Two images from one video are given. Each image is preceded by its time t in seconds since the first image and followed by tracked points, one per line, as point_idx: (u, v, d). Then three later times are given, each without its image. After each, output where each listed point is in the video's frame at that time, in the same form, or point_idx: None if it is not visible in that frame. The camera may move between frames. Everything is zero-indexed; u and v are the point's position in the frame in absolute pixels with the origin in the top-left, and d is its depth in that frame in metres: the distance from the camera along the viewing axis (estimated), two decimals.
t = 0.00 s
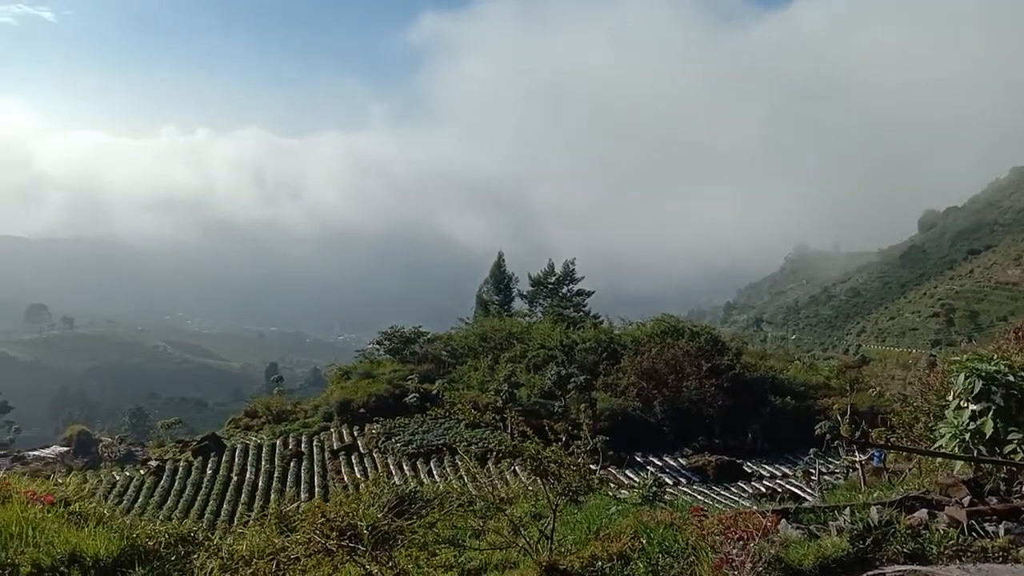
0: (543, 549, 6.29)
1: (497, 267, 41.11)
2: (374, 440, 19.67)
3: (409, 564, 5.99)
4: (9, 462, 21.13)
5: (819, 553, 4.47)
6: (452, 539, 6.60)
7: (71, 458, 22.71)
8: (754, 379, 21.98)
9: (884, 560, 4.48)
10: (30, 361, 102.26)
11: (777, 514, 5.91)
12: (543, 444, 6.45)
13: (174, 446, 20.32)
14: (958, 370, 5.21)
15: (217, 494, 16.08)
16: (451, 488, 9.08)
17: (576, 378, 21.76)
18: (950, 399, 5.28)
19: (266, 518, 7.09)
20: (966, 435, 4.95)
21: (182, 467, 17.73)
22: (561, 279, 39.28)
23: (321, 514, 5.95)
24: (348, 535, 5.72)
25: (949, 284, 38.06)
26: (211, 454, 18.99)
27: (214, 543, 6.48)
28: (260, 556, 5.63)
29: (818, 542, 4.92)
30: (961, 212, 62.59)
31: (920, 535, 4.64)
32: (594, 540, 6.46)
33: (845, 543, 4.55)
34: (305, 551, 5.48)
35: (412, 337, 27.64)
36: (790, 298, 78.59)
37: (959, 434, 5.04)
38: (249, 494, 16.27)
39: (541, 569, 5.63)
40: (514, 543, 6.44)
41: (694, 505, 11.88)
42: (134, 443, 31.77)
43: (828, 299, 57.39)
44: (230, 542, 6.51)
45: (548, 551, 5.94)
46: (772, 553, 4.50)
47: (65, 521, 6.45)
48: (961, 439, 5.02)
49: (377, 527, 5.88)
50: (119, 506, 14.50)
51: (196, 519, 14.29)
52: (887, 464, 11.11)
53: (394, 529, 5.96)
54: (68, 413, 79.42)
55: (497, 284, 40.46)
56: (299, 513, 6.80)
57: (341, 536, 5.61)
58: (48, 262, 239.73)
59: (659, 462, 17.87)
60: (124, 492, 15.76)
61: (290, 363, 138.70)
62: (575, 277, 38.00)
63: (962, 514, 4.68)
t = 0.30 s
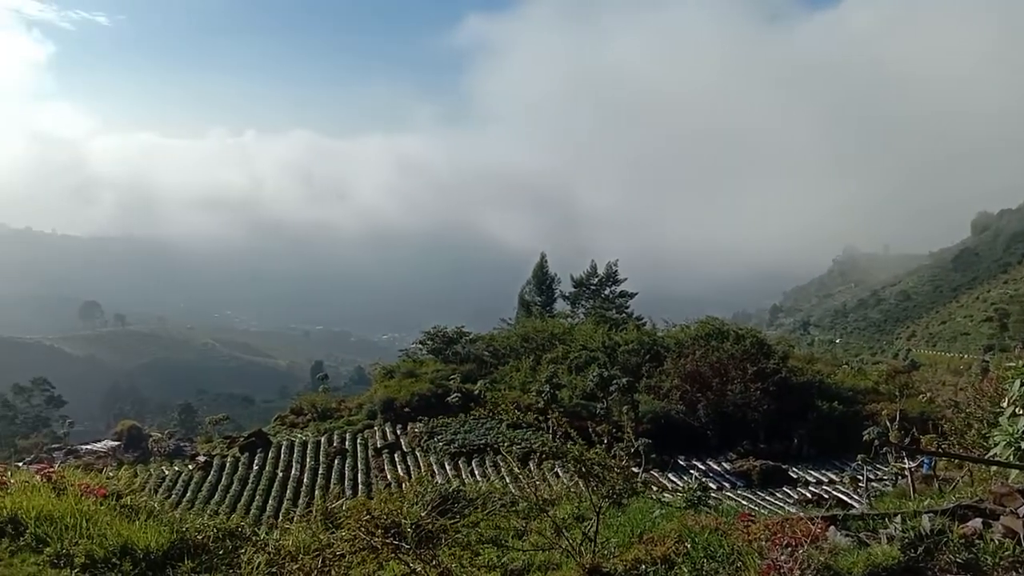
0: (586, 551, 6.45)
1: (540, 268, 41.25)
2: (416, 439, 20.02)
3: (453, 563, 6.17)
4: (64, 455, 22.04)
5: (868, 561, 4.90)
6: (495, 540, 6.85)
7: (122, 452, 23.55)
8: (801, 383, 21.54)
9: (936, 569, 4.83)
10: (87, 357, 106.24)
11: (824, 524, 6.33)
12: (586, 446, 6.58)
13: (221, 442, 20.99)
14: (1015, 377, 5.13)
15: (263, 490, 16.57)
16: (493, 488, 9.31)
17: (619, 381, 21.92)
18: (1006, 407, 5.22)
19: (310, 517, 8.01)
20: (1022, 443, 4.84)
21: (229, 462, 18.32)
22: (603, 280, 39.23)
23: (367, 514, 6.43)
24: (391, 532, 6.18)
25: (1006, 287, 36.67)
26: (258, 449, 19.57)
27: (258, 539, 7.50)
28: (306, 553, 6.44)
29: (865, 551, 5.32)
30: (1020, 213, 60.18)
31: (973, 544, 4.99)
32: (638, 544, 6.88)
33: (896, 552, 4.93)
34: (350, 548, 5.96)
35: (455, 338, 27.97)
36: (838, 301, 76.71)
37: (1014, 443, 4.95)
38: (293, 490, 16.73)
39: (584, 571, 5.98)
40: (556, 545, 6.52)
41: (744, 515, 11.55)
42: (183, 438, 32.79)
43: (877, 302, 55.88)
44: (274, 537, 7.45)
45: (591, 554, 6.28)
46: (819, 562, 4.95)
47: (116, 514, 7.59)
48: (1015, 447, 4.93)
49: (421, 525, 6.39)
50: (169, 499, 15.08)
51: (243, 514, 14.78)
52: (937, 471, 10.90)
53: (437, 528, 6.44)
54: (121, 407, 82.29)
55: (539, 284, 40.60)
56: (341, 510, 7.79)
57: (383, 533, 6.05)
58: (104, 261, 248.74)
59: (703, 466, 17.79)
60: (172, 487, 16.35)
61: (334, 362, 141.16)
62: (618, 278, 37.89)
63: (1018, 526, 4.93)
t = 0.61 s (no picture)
0: (626, 553, 6.53)
1: (579, 269, 41.30)
2: (456, 438, 20.30)
3: (491, 563, 6.30)
4: (114, 448, 22.90)
5: (915, 568, 5.16)
6: (534, 540, 6.99)
7: (168, 447, 24.31)
8: (846, 388, 21.15)
9: None
10: (138, 354, 109.73)
11: (869, 531, 7.21)
12: (628, 449, 6.66)
13: (264, 439, 21.58)
14: None
15: (304, 486, 17.03)
16: (533, 488, 9.43)
17: (659, 383, 22.01)
18: None
19: (351, 514, 8.38)
20: None
21: (272, 458, 18.82)
22: (643, 281, 39.07)
23: (407, 512, 6.65)
24: (431, 531, 6.40)
25: None
26: (300, 446, 20.10)
27: (298, 535, 7.85)
28: (345, 549, 6.61)
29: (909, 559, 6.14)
30: None
31: None
32: (679, 548, 7.02)
33: (944, 560, 5.14)
34: (391, 546, 6.19)
35: (494, 338, 28.21)
36: (884, 303, 74.75)
37: None
38: (334, 487, 17.16)
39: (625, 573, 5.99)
40: (596, 547, 6.62)
41: (788, 519, 11.40)
42: (228, 433, 33.75)
43: (926, 305, 54.35)
44: (314, 534, 7.85)
45: (631, 556, 6.34)
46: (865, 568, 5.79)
47: (161, 508, 7.99)
48: None
49: (460, 526, 6.59)
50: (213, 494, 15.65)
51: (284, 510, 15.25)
52: (987, 481, 10.69)
53: (476, 528, 6.66)
54: (169, 403, 84.77)
55: (578, 285, 40.65)
56: (381, 508, 8.16)
57: (422, 534, 6.24)
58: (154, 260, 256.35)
59: (744, 471, 17.64)
60: (217, 482, 16.90)
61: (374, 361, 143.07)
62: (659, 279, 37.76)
63: None
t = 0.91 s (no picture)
0: (662, 557, 6.61)
1: (615, 271, 41.25)
2: (490, 439, 20.51)
3: (525, 564, 6.50)
4: (157, 446, 23.63)
5: None
6: (568, 543, 7.04)
7: (207, 445, 24.95)
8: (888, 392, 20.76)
9: None
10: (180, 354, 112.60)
11: (911, 537, 7.58)
12: (663, 452, 6.76)
13: (302, 438, 22.06)
14: None
15: (341, 484, 17.43)
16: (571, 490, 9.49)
17: (695, 386, 21.93)
18: None
19: (387, 514, 8.61)
20: None
21: (309, 457, 19.25)
22: (680, 283, 38.85)
23: (443, 514, 7.10)
24: (466, 531, 6.77)
25: None
26: (337, 445, 20.52)
27: (334, 534, 8.13)
28: (380, 550, 6.94)
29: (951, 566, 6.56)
30: None
31: None
32: (716, 553, 7.10)
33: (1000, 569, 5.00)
34: (425, 547, 6.51)
35: (529, 339, 28.35)
36: (927, 307, 72.87)
37: None
38: (370, 486, 17.51)
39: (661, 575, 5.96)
40: (631, 551, 6.69)
41: (825, 524, 11.29)
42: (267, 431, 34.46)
43: (971, 308, 52.88)
44: (350, 533, 8.10)
45: (668, 560, 6.36)
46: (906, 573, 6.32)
47: (200, 505, 8.34)
48: None
49: (495, 526, 6.94)
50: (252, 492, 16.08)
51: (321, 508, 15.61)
52: None
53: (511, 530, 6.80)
54: (209, 402, 86.84)
55: (613, 287, 40.59)
56: (416, 508, 8.38)
57: (456, 535, 6.55)
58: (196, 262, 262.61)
59: (782, 476, 17.47)
60: (256, 480, 17.37)
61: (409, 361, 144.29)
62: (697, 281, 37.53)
63: None
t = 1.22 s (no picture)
0: (688, 560, 6.69)
1: (644, 272, 41.12)
2: (518, 439, 20.65)
3: (552, 565, 6.66)
4: (189, 443, 24.17)
5: None
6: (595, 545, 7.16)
7: (238, 443, 25.43)
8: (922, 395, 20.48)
9: None
10: (213, 353, 114.69)
11: (943, 543, 7.52)
12: (691, 454, 6.80)
13: (331, 436, 22.41)
14: None
15: (370, 483, 17.74)
16: (599, 492, 9.53)
17: (725, 387, 21.93)
18: None
19: (414, 513, 8.81)
20: None
21: (338, 456, 19.56)
22: (709, 285, 38.62)
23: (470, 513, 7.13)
24: (492, 531, 6.76)
25: None
26: (365, 444, 20.84)
27: (362, 533, 8.33)
28: (407, 549, 7.18)
29: (984, 573, 6.65)
30: None
31: None
32: (744, 557, 7.16)
33: None
34: (452, 546, 6.65)
35: (556, 339, 28.42)
36: (962, 309, 71.29)
37: None
38: (398, 485, 17.77)
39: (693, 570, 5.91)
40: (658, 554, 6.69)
41: (855, 528, 11.20)
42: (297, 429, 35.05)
43: (1008, 311, 51.64)
44: (377, 532, 8.28)
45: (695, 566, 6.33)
46: None
47: (229, 502, 8.61)
48: None
49: (521, 526, 6.84)
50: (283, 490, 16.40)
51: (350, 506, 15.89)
52: None
53: (537, 530, 6.87)
54: (240, 400, 88.35)
55: (642, 288, 40.48)
56: (443, 508, 8.54)
57: (483, 535, 6.56)
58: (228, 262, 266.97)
59: (812, 479, 17.32)
60: (286, 478, 17.73)
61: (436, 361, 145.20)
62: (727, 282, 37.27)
63: None
